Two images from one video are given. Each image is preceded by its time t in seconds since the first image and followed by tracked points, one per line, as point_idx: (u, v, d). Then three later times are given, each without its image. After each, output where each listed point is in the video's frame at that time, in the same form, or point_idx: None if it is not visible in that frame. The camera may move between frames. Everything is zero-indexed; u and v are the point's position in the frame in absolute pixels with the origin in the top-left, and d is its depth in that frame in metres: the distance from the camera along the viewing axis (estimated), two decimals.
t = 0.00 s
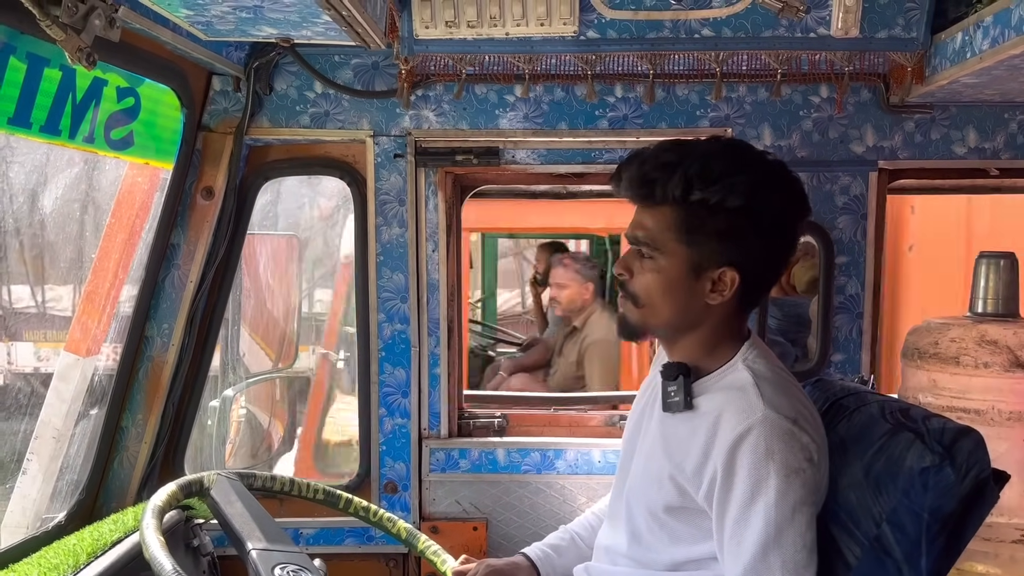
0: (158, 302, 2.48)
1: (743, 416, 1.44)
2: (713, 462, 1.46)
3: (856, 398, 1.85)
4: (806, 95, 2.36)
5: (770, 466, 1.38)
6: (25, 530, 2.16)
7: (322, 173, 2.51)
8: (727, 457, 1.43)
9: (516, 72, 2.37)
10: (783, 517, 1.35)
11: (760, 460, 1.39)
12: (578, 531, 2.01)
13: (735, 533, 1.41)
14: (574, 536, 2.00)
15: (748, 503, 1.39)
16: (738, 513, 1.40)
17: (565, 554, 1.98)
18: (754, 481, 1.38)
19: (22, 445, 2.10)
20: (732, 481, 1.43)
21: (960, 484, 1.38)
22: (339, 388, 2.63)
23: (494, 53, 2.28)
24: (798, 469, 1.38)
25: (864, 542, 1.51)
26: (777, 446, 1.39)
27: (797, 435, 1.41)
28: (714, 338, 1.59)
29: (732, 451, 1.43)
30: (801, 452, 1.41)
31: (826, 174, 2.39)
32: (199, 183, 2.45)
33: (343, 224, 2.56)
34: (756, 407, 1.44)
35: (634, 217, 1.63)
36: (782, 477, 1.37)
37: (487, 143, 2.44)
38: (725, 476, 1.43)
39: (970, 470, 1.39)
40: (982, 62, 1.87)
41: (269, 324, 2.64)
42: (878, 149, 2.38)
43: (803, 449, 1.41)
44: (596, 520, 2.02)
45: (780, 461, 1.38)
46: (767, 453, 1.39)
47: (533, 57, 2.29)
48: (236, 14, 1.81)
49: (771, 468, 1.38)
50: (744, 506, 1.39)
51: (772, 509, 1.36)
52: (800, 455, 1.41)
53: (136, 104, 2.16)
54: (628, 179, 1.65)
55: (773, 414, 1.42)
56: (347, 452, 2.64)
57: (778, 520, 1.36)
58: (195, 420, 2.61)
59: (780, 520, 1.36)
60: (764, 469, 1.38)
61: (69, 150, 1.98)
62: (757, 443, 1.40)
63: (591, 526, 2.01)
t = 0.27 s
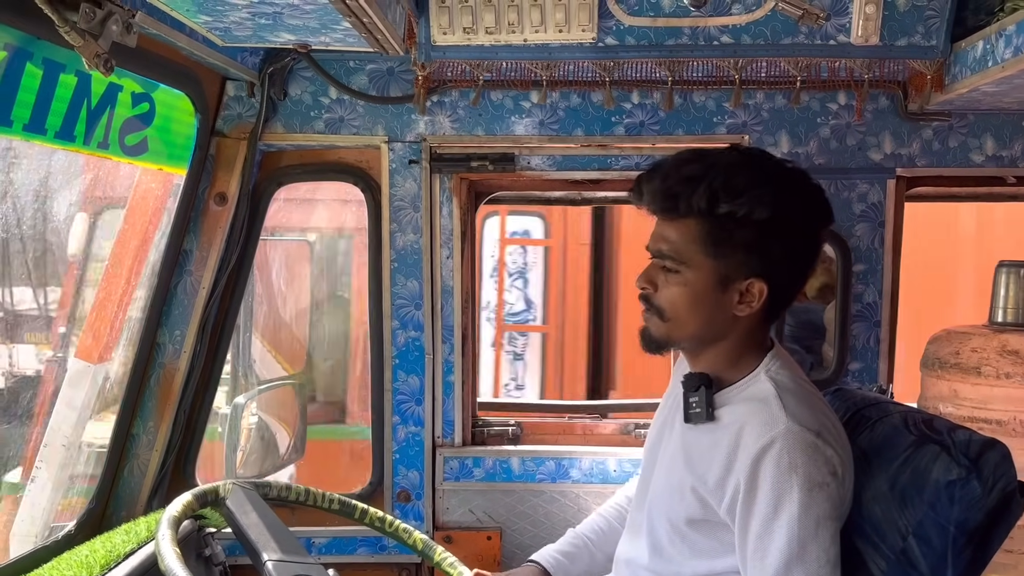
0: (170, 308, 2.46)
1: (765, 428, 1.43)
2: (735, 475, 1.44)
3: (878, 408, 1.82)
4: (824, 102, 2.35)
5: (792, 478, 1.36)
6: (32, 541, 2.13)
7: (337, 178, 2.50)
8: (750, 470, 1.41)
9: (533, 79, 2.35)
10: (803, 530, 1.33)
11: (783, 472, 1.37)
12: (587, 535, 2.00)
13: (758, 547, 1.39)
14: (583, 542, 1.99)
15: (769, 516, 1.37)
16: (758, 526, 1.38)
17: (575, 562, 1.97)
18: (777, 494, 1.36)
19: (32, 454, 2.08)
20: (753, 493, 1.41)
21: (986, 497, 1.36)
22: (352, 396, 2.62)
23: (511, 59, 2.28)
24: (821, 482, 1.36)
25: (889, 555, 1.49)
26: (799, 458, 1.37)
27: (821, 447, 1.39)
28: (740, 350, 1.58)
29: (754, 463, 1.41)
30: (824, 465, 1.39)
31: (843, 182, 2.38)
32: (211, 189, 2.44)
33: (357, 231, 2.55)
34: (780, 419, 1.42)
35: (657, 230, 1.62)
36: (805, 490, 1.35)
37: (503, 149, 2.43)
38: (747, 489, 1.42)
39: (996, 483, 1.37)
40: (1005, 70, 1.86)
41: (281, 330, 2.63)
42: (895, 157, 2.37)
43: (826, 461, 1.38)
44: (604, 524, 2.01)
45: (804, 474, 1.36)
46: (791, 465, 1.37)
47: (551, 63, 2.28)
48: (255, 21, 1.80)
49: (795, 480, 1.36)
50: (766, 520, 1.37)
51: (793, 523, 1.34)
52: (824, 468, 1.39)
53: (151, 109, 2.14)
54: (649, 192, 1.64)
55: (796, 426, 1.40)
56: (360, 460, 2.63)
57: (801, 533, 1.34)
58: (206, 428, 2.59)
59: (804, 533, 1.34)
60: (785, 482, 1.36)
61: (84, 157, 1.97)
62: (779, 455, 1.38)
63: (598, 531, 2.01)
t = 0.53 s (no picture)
0: (185, 309, 2.49)
1: (780, 430, 1.43)
2: (750, 477, 1.45)
3: (891, 409, 1.83)
4: (835, 106, 2.37)
5: (806, 480, 1.36)
6: (49, 539, 2.15)
7: (351, 180, 2.52)
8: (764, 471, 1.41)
9: (548, 82, 2.38)
10: (816, 532, 1.33)
11: (797, 474, 1.37)
12: (586, 519, 2.06)
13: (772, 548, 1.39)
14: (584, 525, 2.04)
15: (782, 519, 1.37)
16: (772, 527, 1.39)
17: (579, 542, 2.02)
18: (792, 495, 1.36)
19: (50, 453, 2.11)
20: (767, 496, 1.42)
21: (1001, 497, 1.37)
22: (365, 397, 2.64)
23: (525, 63, 2.29)
24: (835, 484, 1.36)
25: (905, 555, 1.50)
26: (813, 460, 1.37)
27: (836, 450, 1.39)
28: (761, 345, 1.60)
29: (769, 465, 1.42)
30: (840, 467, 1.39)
31: (854, 185, 2.40)
32: (227, 192, 2.46)
33: (370, 233, 2.57)
34: (795, 421, 1.43)
35: (681, 224, 1.66)
36: (820, 491, 1.35)
37: (515, 152, 2.45)
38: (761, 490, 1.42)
39: (1012, 483, 1.37)
40: (1017, 74, 1.87)
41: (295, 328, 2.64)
42: (906, 160, 2.38)
43: (841, 463, 1.39)
44: (600, 508, 2.08)
45: (819, 476, 1.36)
46: (805, 467, 1.37)
47: (565, 66, 2.30)
48: (276, 25, 1.85)
49: (810, 482, 1.36)
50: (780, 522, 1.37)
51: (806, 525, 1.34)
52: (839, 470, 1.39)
53: (170, 113, 2.16)
54: (677, 186, 1.69)
55: (811, 428, 1.41)
56: (373, 460, 2.64)
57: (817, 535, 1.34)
58: (220, 429, 2.61)
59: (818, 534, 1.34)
60: (799, 484, 1.36)
61: (104, 159, 1.99)
62: (793, 457, 1.39)
63: (596, 515, 2.07)
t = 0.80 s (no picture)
0: (195, 304, 2.51)
1: (777, 408, 1.45)
2: (745, 453, 1.47)
3: (894, 403, 1.85)
4: (840, 103, 2.39)
5: (801, 453, 1.38)
6: (60, 531, 2.18)
7: (359, 177, 2.55)
8: (761, 447, 1.43)
9: (554, 79, 2.39)
10: (808, 503, 1.35)
11: (795, 448, 1.39)
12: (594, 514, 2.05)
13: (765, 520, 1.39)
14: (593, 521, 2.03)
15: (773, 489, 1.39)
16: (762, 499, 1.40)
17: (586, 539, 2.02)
18: (789, 469, 1.38)
19: (61, 445, 2.13)
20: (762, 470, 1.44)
21: (1002, 487, 1.38)
22: (372, 391, 2.66)
23: (532, 59, 2.31)
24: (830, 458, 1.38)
25: (907, 544, 1.51)
26: (809, 434, 1.40)
27: (833, 426, 1.42)
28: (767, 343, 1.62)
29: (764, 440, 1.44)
30: (836, 443, 1.41)
31: (859, 182, 2.41)
32: (236, 187, 2.48)
33: (377, 229, 2.59)
34: (793, 399, 1.45)
35: (700, 231, 1.58)
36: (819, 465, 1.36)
37: (522, 148, 2.47)
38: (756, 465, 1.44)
39: (1014, 474, 1.38)
40: (1021, 70, 1.88)
41: (303, 325, 2.67)
42: (911, 157, 2.40)
43: (837, 439, 1.41)
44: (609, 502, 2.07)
45: (817, 450, 1.37)
46: (803, 442, 1.39)
47: (571, 63, 2.31)
48: (286, 20, 1.88)
49: (808, 456, 1.38)
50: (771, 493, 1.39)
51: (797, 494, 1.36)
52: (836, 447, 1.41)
53: (181, 108, 2.19)
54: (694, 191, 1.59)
55: (807, 404, 1.43)
56: (380, 455, 2.67)
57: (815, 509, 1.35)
58: (229, 423, 2.64)
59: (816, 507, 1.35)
60: (793, 457, 1.38)
61: (117, 154, 2.02)
62: (789, 431, 1.41)
63: (605, 510, 2.06)
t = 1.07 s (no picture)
0: (194, 305, 2.51)
1: (774, 420, 1.45)
2: (742, 465, 1.46)
3: (893, 407, 1.84)
4: (841, 105, 2.39)
5: (798, 467, 1.37)
6: (58, 532, 2.18)
7: (359, 179, 2.55)
8: (758, 459, 1.42)
9: (554, 81, 2.39)
10: (806, 518, 1.35)
11: (792, 461, 1.38)
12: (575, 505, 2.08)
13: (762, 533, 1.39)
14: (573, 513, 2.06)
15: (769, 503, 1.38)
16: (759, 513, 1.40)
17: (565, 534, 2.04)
18: (786, 482, 1.37)
19: (58, 446, 2.13)
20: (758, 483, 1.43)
21: (1000, 492, 1.38)
22: (371, 393, 2.66)
23: (532, 61, 2.30)
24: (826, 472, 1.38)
25: (904, 549, 1.51)
26: (806, 448, 1.39)
27: (830, 439, 1.41)
28: (757, 347, 1.61)
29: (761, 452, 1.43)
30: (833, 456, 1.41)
31: (859, 185, 2.41)
32: (236, 189, 2.48)
33: (377, 230, 2.60)
34: (790, 411, 1.44)
35: (678, 235, 1.60)
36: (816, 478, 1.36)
37: (522, 150, 2.47)
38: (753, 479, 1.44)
39: (1011, 478, 1.38)
40: (1020, 74, 1.88)
41: (303, 327, 2.67)
42: (911, 160, 2.40)
43: (834, 452, 1.40)
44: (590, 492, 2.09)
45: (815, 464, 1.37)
46: (800, 455, 1.38)
47: (571, 66, 2.31)
48: (284, 22, 1.88)
49: (805, 469, 1.37)
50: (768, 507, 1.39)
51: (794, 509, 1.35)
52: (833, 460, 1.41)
53: (180, 109, 2.19)
54: (673, 196, 1.61)
55: (804, 417, 1.43)
56: (379, 456, 2.67)
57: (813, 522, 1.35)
58: (228, 424, 2.64)
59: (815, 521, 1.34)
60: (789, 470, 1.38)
61: (116, 155, 2.02)
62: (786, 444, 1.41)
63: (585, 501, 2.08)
